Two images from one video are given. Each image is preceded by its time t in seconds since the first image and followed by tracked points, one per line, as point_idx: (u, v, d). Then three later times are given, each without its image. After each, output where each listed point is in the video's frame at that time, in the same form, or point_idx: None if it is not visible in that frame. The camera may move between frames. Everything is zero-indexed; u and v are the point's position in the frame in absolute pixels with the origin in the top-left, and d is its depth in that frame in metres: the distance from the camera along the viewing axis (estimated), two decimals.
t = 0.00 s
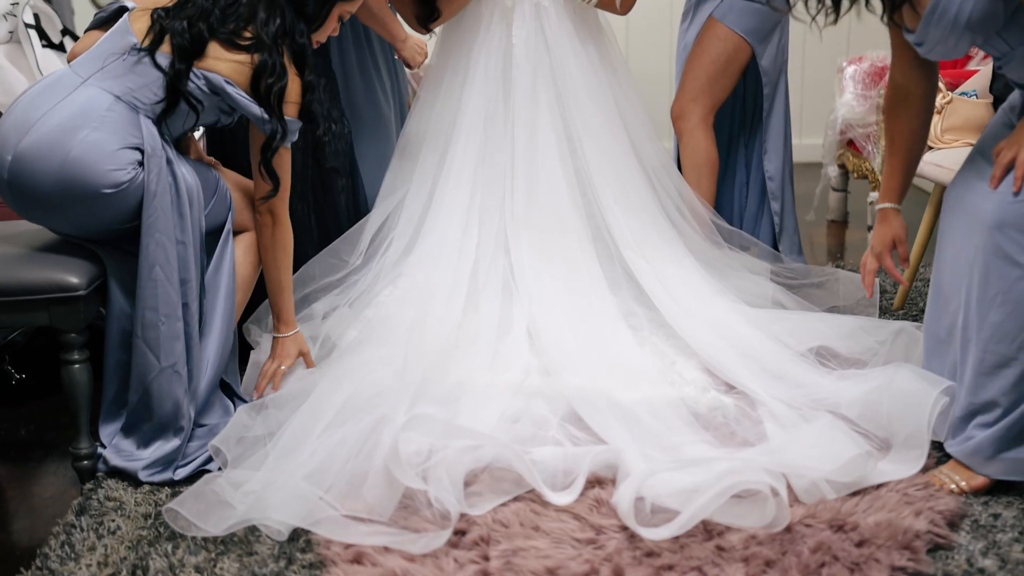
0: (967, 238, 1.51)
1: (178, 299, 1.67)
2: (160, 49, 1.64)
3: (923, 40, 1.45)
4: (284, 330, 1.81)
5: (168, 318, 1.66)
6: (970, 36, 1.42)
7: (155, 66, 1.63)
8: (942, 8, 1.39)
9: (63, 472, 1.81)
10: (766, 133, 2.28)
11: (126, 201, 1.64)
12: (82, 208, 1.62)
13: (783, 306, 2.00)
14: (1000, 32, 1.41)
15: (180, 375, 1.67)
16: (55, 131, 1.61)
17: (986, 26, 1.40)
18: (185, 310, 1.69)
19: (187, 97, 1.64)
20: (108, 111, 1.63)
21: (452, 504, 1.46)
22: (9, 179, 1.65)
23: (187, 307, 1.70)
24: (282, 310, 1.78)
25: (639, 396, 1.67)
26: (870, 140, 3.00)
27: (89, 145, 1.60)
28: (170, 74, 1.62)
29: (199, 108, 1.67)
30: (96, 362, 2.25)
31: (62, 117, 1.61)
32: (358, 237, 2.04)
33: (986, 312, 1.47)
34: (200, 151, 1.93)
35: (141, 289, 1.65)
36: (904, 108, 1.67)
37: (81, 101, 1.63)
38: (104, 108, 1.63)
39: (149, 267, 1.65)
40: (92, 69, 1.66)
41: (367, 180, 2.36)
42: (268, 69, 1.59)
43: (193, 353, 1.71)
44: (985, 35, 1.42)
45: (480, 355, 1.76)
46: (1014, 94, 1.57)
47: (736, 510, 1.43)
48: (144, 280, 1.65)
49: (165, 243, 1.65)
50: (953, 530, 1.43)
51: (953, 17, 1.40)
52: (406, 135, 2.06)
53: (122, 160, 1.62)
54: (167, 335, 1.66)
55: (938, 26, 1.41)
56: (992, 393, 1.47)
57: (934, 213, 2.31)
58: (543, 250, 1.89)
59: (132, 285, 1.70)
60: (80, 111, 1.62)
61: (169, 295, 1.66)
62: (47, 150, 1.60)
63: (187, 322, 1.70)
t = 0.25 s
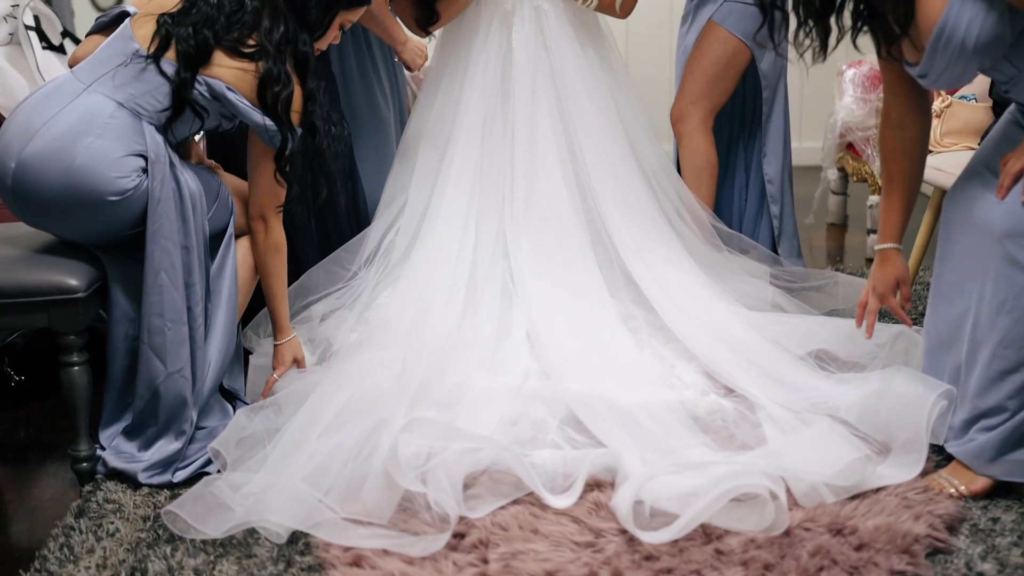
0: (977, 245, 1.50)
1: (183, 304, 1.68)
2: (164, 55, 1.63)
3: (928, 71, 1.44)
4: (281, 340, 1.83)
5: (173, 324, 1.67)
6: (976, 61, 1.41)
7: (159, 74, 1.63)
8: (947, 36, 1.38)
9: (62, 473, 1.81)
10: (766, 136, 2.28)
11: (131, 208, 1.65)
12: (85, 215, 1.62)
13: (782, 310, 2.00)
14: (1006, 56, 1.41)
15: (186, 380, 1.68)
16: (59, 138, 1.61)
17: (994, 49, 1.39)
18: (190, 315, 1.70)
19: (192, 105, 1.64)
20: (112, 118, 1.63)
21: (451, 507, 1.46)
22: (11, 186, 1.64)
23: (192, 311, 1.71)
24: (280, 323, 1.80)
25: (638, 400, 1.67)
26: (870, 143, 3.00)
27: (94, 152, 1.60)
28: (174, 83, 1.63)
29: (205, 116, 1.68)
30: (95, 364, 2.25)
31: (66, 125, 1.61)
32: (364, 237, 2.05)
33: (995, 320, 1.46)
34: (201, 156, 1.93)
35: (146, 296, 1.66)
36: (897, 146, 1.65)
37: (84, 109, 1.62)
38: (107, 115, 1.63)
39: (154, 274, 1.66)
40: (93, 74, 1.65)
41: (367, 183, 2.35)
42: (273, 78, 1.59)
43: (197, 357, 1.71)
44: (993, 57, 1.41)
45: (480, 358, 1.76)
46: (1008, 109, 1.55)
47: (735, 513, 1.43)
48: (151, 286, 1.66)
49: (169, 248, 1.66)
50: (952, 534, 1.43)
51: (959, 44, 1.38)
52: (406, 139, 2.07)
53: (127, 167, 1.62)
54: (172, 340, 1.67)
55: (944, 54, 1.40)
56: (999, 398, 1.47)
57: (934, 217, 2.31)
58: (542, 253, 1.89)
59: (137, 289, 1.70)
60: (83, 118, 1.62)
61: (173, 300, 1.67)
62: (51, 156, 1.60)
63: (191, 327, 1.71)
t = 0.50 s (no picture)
0: (980, 245, 1.50)
1: (188, 309, 1.68)
2: (167, 60, 1.63)
3: (934, 100, 1.44)
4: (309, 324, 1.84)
5: (180, 328, 1.67)
6: (982, 84, 1.41)
7: (162, 80, 1.63)
8: (953, 61, 1.38)
9: (60, 477, 1.81)
10: (765, 141, 2.28)
11: (133, 214, 1.65)
12: (87, 222, 1.63)
13: (781, 314, 2.00)
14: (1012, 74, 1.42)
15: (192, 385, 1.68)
16: (60, 145, 1.61)
17: (1000, 69, 1.39)
18: (194, 319, 1.70)
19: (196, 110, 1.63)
20: (113, 124, 1.64)
21: (450, 511, 1.45)
22: (14, 193, 1.65)
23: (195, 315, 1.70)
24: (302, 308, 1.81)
25: (637, 405, 1.68)
26: (870, 148, 3.00)
27: (95, 158, 1.61)
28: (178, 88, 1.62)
29: (209, 121, 1.67)
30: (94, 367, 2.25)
31: (68, 131, 1.62)
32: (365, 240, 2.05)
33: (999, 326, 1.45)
34: (201, 160, 1.93)
35: (151, 302, 1.66)
36: (897, 178, 1.65)
37: (86, 115, 1.63)
38: (109, 122, 1.64)
39: (159, 278, 1.65)
40: (94, 81, 1.66)
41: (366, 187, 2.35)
42: (276, 81, 1.60)
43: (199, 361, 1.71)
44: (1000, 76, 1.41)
45: (480, 361, 1.76)
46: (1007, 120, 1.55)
47: (734, 518, 1.43)
48: (155, 291, 1.65)
49: (173, 253, 1.66)
50: (951, 539, 1.43)
51: (966, 69, 1.38)
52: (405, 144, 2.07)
53: (128, 174, 1.63)
54: (180, 345, 1.67)
55: (950, 81, 1.40)
56: (1001, 403, 1.46)
57: (933, 222, 2.31)
58: (542, 258, 1.89)
59: (139, 295, 1.71)
60: (86, 124, 1.63)
61: (179, 305, 1.66)
62: (53, 163, 1.61)
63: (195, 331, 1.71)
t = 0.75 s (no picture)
0: (980, 253, 1.50)
1: (191, 315, 1.68)
2: (167, 67, 1.63)
3: (937, 120, 1.45)
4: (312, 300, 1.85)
5: (182, 334, 1.67)
6: (985, 102, 1.41)
7: (162, 88, 1.63)
8: (958, 79, 1.38)
9: (59, 481, 1.81)
10: (763, 146, 2.28)
11: (133, 222, 1.66)
12: (87, 230, 1.63)
13: (780, 320, 2.00)
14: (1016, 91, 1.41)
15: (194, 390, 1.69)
16: (60, 153, 1.61)
17: (1003, 87, 1.40)
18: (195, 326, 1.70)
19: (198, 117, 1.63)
20: (114, 133, 1.64)
21: (449, 516, 1.45)
22: (15, 203, 1.65)
23: (197, 322, 1.71)
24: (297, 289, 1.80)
25: (636, 410, 1.68)
26: (869, 154, 3.00)
27: (95, 167, 1.61)
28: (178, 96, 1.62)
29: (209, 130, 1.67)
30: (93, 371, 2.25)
31: (69, 138, 1.62)
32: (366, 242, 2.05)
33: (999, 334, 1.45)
34: (200, 166, 1.93)
35: (153, 308, 1.66)
36: (897, 203, 1.64)
37: (87, 124, 1.63)
38: (110, 129, 1.64)
39: (161, 286, 1.65)
40: (94, 89, 1.66)
41: (365, 192, 2.35)
42: (276, 87, 1.59)
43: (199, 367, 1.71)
44: (1003, 94, 1.41)
45: (479, 367, 1.76)
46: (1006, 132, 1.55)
47: (733, 523, 1.43)
48: (157, 299, 1.66)
49: (174, 260, 1.66)
50: (950, 545, 1.43)
51: (971, 86, 1.38)
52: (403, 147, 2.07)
53: (128, 183, 1.63)
54: (181, 351, 1.67)
55: (955, 99, 1.40)
56: (1001, 411, 1.46)
57: (932, 227, 2.31)
58: (541, 263, 1.89)
59: (139, 302, 1.72)
60: (87, 132, 1.63)
61: (182, 312, 1.67)
62: (53, 171, 1.61)
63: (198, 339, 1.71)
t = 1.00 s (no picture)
0: (977, 260, 1.50)
1: (191, 324, 1.68)
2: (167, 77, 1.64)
3: (937, 128, 1.45)
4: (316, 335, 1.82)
5: (183, 342, 1.67)
6: (985, 112, 1.41)
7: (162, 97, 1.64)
8: (959, 88, 1.38)
9: (57, 486, 1.81)
10: (762, 152, 2.28)
11: (134, 231, 1.65)
12: (87, 242, 1.62)
13: (778, 325, 1.99)
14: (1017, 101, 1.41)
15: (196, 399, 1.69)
16: (60, 164, 1.61)
17: (1004, 96, 1.40)
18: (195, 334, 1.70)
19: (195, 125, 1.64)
20: (113, 142, 1.64)
21: (446, 522, 1.45)
22: (15, 213, 1.64)
23: (198, 329, 1.71)
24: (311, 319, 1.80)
25: (635, 416, 1.68)
26: (867, 160, 3.01)
27: (95, 177, 1.61)
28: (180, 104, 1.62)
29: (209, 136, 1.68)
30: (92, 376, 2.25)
31: (68, 148, 1.62)
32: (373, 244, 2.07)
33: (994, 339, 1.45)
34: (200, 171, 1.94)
35: (154, 315, 1.66)
36: (897, 207, 1.65)
37: (86, 133, 1.63)
38: (109, 139, 1.64)
39: (162, 294, 1.66)
40: (94, 100, 1.67)
41: (365, 197, 2.35)
42: (275, 94, 1.60)
43: (201, 376, 1.70)
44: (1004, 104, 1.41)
45: (480, 373, 1.76)
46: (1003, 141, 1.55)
47: (731, 530, 1.43)
48: (158, 307, 1.66)
49: (175, 268, 1.66)
50: (949, 552, 1.43)
51: (972, 94, 1.38)
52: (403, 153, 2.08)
53: (128, 192, 1.63)
54: (184, 360, 1.67)
55: (956, 107, 1.40)
56: (997, 417, 1.46)
57: (931, 234, 2.31)
58: (541, 270, 1.89)
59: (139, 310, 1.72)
60: (87, 142, 1.63)
61: (183, 320, 1.67)
62: (53, 182, 1.61)
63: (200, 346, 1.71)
